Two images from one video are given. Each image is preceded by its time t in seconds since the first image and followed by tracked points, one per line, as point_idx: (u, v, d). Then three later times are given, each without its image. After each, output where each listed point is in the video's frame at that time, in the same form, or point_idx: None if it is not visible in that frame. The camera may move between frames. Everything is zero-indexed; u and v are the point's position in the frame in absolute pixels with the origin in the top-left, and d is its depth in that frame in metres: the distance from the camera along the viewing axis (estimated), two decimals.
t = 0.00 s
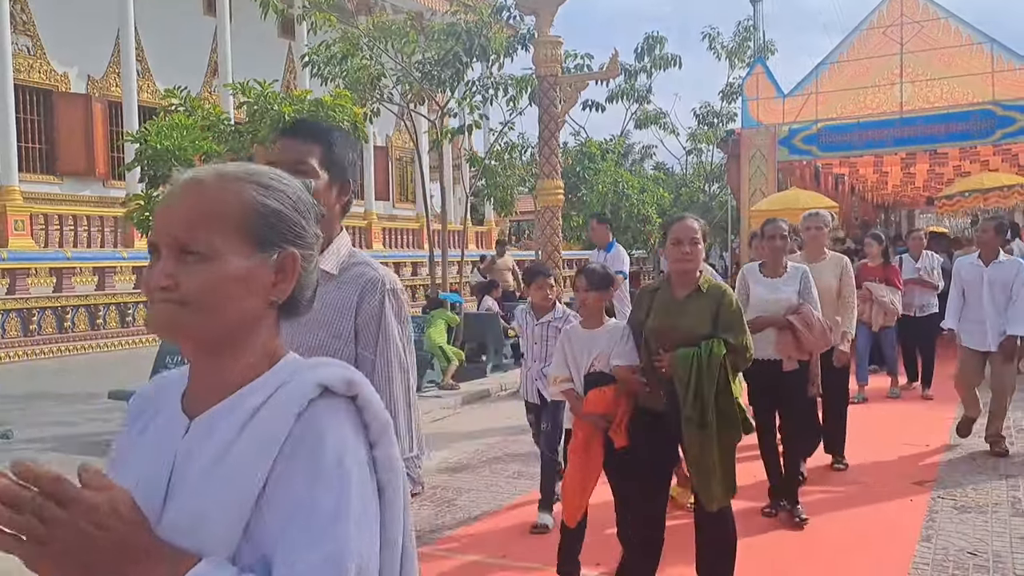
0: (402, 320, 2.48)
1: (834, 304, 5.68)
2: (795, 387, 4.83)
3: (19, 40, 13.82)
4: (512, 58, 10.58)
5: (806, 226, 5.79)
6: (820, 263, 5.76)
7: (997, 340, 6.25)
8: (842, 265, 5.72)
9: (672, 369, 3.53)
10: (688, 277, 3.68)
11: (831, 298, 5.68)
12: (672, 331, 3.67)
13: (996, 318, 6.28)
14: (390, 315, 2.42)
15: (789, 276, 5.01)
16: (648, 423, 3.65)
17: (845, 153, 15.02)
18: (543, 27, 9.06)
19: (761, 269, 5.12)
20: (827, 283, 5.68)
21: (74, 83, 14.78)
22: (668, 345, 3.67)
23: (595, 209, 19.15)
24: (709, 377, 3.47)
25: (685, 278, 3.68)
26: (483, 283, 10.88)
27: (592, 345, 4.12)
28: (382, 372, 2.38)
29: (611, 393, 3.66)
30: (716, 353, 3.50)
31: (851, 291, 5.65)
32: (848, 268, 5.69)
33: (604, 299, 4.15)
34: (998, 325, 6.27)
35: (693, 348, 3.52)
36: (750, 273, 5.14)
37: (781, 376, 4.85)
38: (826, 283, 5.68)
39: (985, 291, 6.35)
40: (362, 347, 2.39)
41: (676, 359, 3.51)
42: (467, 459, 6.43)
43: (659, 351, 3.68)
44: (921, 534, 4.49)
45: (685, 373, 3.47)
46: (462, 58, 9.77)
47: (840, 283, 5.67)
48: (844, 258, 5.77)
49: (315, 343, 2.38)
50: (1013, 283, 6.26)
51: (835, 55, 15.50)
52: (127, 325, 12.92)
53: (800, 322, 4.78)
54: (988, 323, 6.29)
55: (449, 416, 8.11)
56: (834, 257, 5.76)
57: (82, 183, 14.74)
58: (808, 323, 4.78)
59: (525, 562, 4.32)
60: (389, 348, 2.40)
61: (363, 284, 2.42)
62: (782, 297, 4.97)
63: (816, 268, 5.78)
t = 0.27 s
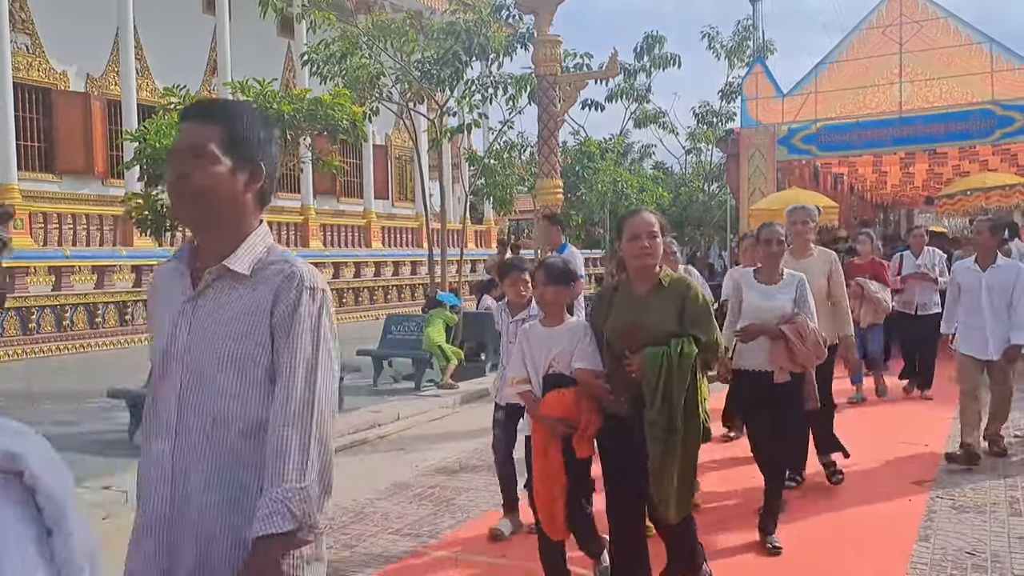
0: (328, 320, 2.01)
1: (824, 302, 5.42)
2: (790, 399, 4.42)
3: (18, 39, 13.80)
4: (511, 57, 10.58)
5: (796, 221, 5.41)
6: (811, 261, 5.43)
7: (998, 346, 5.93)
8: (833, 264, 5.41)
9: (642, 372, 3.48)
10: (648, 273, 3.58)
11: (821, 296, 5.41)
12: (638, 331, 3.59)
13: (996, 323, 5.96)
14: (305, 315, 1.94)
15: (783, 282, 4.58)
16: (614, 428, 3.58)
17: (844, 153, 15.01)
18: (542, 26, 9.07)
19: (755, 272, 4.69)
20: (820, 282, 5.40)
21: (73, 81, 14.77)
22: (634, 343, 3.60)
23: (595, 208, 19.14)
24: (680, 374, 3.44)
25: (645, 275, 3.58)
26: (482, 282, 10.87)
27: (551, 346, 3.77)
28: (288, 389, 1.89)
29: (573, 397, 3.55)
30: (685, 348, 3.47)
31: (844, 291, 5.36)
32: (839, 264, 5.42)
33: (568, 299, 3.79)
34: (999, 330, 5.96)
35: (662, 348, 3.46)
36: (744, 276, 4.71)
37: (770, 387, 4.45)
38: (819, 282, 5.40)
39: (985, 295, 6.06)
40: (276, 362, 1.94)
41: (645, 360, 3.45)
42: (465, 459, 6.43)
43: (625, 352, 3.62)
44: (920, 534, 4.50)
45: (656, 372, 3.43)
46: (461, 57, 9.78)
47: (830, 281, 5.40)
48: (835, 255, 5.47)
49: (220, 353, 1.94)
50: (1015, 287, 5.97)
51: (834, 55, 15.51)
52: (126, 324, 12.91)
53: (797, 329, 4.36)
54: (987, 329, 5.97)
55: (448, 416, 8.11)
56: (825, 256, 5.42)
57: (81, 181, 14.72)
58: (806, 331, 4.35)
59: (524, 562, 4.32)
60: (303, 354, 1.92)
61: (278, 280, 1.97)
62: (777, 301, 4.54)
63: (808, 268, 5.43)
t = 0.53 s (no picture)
0: (192, 329, 1.81)
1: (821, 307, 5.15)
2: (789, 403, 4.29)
3: (17, 38, 13.80)
4: (511, 57, 10.57)
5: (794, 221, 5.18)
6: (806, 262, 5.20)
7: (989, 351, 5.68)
8: (830, 267, 5.15)
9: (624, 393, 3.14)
10: (620, 278, 3.26)
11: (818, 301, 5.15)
12: (609, 345, 3.25)
13: (987, 326, 5.70)
14: (165, 327, 1.75)
15: (780, 277, 4.40)
16: (588, 448, 3.39)
17: (843, 153, 15.01)
18: (542, 26, 9.07)
19: (750, 264, 4.51)
20: (817, 285, 5.15)
21: (72, 81, 14.77)
22: (608, 360, 3.26)
23: (594, 208, 19.13)
24: (664, 392, 3.12)
25: (615, 281, 3.26)
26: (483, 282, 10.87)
27: (514, 362, 3.51)
28: (146, 409, 1.71)
29: (533, 416, 3.39)
30: (668, 362, 3.14)
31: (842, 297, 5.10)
32: (834, 268, 5.16)
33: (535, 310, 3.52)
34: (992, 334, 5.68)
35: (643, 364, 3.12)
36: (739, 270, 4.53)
37: (760, 389, 4.33)
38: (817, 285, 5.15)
39: (976, 296, 5.77)
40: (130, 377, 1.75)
41: (627, 381, 3.09)
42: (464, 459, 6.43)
43: (599, 369, 3.28)
44: (918, 535, 4.51)
45: (640, 392, 3.08)
46: (461, 57, 9.77)
47: (828, 284, 5.14)
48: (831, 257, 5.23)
49: (60, 375, 1.73)
50: (1008, 289, 5.72)
51: (834, 55, 15.52)
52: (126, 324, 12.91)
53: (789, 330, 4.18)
54: (978, 332, 5.69)
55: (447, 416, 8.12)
56: (823, 257, 5.20)
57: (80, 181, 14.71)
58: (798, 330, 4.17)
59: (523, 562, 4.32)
60: (160, 370, 1.73)
61: (132, 289, 1.77)
62: (770, 298, 4.35)
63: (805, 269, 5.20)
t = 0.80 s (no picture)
0: (48, 337, 1.67)
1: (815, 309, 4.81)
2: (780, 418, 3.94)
3: (17, 38, 13.80)
4: (510, 57, 10.57)
5: (789, 221, 4.81)
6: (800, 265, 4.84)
7: (985, 362, 5.19)
8: (831, 269, 4.79)
9: (595, 404, 2.71)
10: (605, 278, 2.89)
11: (811, 303, 4.81)
12: (582, 351, 2.85)
13: (982, 333, 5.23)
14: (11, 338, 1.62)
15: (767, 290, 4.00)
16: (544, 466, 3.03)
17: (843, 154, 15.01)
18: (541, 26, 9.07)
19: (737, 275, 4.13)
20: (812, 290, 4.79)
21: (71, 81, 14.76)
22: (579, 365, 2.85)
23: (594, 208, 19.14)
24: (639, 406, 2.69)
25: (599, 280, 2.88)
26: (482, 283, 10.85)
27: (472, 365, 3.20)
28: None
29: (488, 425, 3.11)
30: (647, 376, 2.71)
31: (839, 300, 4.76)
32: (834, 267, 4.80)
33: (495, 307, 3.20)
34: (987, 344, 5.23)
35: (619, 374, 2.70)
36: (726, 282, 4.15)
37: (751, 406, 3.94)
38: (809, 288, 4.80)
39: (972, 301, 5.29)
40: None
41: (599, 390, 2.67)
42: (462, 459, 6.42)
43: (569, 375, 2.87)
44: (917, 535, 4.52)
45: (613, 404, 2.66)
46: (460, 57, 9.77)
47: (824, 286, 4.80)
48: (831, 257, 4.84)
49: None
50: (1007, 294, 5.24)
51: (833, 55, 15.52)
52: (125, 324, 12.90)
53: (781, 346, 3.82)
54: (973, 339, 5.22)
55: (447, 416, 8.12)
56: (818, 258, 4.82)
57: (79, 181, 14.70)
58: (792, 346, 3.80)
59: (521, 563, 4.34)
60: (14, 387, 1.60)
61: None
62: (758, 311, 3.97)
63: (800, 272, 4.83)
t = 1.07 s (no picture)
0: None
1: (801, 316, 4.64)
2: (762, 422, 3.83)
3: (16, 38, 13.81)
4: (509, 58, 10.57)
5: (776, 221, 4.72)
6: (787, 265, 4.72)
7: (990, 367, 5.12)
8: (822, 271, 4.66)
9: (552, 434, 2.55)
10: (564, 286, 2.70)
11: (798, 308, 4.64)
12: (544, 371, 2.65)
13: (988, 336, 5.10)
14: None
15: (752, 285, 3.88)
16: (505, 491, 2.77)
17: (842, 154, 15.01)
18: (541, 27, 9.07)
19: (716, 273, 4.01)
20: (800, 292, 4.64)
21: (71, 81, 14.75)
22: (536, 387, 2.66)
23: (593, 208, 19.15)
24: (600, 434, 2.52)
25: (558, 289, 2.69)
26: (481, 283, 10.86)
27: (411, 389, 2.99)
28: None
29: (433, 452, 2.89)
30: (609, 398, 2.55)
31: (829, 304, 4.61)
32: (825, 269, 4.68)
33: (435, 321, 3.01)
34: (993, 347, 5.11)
35: (578, 398, 2.54)
36: (705, 279, 4.03)
37: (736, 409, 3.83)
38: (796, 290, 4.66)
39: (975, 305, 5.16)
40: None
41: (556, 416, 2.52)
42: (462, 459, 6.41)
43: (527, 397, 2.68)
44: (916, 535, 4.52)
45: (571, 432, 2.51)
46: (460, 57, 9.78)
47: (813, 290, 4.65)
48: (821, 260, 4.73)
49: None
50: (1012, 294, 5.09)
51: (832, 56, 15.54)
52: (124, 324, 12.90)
53: (769, 338, 3.70)
54: (977, 344, 5.12)
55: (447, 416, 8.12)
56: (808, 260, 4.72)
57: (79, 181, 14.70)
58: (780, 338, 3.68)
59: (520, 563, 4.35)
60: None
61: None
62: (744, 304, 3.85)
63: (787, 272, 4.71)
